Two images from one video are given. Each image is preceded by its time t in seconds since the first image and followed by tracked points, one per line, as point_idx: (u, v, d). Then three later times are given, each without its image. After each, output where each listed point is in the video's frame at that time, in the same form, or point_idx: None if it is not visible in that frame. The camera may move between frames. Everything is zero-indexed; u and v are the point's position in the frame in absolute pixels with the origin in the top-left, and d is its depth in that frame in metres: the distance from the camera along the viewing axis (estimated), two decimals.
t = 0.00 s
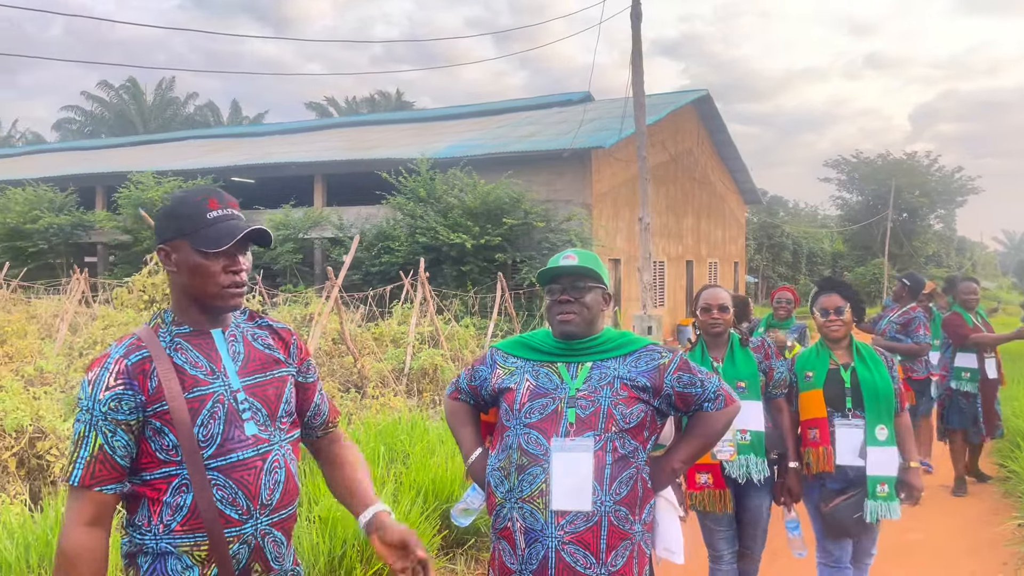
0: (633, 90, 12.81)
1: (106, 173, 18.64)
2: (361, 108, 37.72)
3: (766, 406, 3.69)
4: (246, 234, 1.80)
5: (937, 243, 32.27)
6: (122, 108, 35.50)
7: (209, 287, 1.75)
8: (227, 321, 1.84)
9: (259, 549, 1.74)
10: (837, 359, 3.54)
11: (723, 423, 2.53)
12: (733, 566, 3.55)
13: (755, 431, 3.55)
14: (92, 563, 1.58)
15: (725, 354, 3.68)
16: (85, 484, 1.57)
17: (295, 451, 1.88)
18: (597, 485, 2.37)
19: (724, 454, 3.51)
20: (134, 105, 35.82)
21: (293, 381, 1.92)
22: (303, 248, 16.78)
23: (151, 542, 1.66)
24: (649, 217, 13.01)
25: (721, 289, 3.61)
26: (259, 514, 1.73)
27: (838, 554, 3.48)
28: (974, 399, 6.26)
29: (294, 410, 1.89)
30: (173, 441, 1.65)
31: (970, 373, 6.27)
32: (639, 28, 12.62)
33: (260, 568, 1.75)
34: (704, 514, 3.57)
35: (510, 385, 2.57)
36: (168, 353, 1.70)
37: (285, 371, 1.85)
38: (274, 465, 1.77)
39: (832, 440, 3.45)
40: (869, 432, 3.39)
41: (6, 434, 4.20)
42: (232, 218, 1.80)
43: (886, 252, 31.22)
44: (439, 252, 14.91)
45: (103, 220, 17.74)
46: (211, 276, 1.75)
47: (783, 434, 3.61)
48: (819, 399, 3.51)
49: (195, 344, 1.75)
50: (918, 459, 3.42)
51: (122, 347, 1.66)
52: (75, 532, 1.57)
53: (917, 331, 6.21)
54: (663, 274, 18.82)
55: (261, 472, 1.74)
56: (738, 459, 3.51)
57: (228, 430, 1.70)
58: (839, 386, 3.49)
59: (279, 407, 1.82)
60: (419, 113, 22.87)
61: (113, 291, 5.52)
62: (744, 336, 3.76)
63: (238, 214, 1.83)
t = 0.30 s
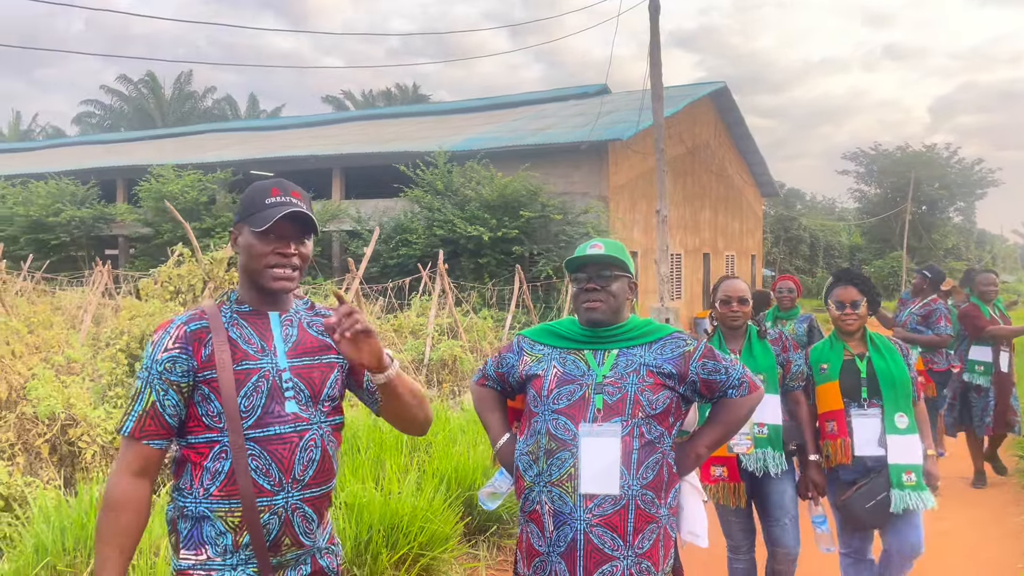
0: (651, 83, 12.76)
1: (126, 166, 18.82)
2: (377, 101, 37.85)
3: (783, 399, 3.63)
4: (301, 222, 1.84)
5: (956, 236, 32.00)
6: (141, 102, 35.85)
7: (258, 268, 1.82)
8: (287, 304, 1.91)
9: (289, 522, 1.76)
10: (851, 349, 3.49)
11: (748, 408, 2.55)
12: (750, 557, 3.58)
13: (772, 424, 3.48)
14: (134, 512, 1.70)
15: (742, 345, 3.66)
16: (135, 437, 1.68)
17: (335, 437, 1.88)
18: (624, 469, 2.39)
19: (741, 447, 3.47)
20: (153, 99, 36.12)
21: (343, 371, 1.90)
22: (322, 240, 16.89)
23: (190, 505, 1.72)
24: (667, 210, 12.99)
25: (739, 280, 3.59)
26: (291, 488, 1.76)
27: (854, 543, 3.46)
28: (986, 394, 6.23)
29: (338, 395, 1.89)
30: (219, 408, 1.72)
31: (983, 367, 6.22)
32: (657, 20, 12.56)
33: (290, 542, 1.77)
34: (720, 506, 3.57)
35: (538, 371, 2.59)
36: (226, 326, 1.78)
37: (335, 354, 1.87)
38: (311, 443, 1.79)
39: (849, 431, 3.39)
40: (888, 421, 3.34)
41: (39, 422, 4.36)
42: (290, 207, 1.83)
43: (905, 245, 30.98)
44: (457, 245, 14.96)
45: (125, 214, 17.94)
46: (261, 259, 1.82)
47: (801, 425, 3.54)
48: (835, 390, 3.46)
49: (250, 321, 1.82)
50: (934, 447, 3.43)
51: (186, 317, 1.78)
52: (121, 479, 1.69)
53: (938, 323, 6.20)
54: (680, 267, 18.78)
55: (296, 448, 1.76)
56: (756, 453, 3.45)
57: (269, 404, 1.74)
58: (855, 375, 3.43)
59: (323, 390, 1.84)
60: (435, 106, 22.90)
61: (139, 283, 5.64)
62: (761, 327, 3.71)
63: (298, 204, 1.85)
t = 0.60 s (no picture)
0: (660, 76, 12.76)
1: (136, 159, 18.89)
2: (384, 94, 37.88)
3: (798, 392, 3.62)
4: (329, 207, 1.86)
5: (964, 230, 31.99)
6: (149, 95, 35.92)
7: (293, 254, 1.87)
8: (325, 290, 1.94)
9: (315, 498, 1.80)
10: (865, 342, 3.50)
11: (766, 395, 2.58)
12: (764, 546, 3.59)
13: (784, 418, 3.46)
14: (183, 480, 1.82)
15: (758, 338, 3.64)
16: (181, 411, 1.81)
17: (367, 420, 1.91)
18: (645, 455, 2.42)
19: (752, 441, 3.48)
20: (160, 92, 36.21)
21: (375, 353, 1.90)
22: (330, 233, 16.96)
23: (226, 477, 1.80)
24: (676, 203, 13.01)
25: (756, 272, 3.61)
26: (316, 464, 1.79)
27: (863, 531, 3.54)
28: (996, 388, 6.21)
29: (371, 376, 1.90)
30: (253, 385, 1.80)
31: (994, 362, 6.16)
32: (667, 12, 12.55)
33: (316, 517, 1.81)
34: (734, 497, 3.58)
35: (559, 358, 2.61)
36: (264, 309, 1.86)
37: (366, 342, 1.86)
38: (339, 423, 1.82)
39: (861, 426, 3.43)
40: (901, 414, 3.37)
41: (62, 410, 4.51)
42: (317, 192, 1.85)
43: (913, 239, 30.95)
44: (465, 238, 15.00)
45: (134, 206, 18.03)
46: (294, 245, 1.86)
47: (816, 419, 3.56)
48: (848, 384, 3.49)
49: (288, 305, 1.88)
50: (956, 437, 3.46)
51: (228, 301, 1.88)
52: (171, 450, 1.82)
53: (950, 315, 6.24)
54: (687, 260, 18.80)
55: (324, 426, 1.80)
56: (766, 446, 3.46)
57: (299, 383, 1.80)
58: (868, 369, 3.46)
59: (354, 372, 1.85)
60: (443, 99, 22.91)
61: (154, 274, 5.80)
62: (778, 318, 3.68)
63: (325, 189, 1.87)
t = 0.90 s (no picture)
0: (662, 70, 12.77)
1: (136, 153, 18.88)
2: (384, 89, 37.89)
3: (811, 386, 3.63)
4: (344, 198, 1.87)
5: (964, 226, 32.11)
6: (148, 89, 35.86)
7: (306, 244, 1.88)
8: (337, 277, 1.95)
9: (336, 483, 1.83)
10: (882, 338, 3.47)
11: (768, 385, 2.59)
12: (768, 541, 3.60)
13: (791, 413, 3.45)
14: (199, 466, 1.83)
15: (767, 333, 3.61)
16: (198, 401, 1.80)
17: (380, 405, 1.94)
18: (650, 444, 2.42)
19: (757, 435, 3.46)
20: (160, 86, 36.18)
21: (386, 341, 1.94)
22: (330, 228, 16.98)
23: (246, 463, 1.80)
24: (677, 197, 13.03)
25: (768, 263, 3.60)
26: (337, 450, 1.82)
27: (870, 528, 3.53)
28: (1005, 382, 6.22)
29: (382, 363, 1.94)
30: (270, 374, 1.80)
31: (1004, 356, 6.19)
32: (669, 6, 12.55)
33: (337, 501, 1.84)
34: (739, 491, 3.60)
35: (563, 349, 2.62)
36: (278, 299, 1.85)
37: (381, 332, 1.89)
38: (357, 408, 1.85)
39: (871, 423, 3.42)
40: (914, 413, 3.34)
41: (67, 401, 4.56)
42: (332, 183, 1.87)
43: (913, 234, 31.07)
44: (466, 233, 15.00)
45: (134, 200, 18.03)
46: (307, 236, 1.87)
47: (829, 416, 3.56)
48: (861, 380, 3.47)
49: (301, 294, 1.88)
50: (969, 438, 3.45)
51: (242, 291, 1.87)
52: (187, 441, 1.81)
53: (951, 308, 6.28)
54: (688, 255, 18.83)
55: (342, 412, 1.82)
56: (772, 441, 3.44)
57: (317, 371, 1.81)
58: (883, 365, 3.43)
59: (368, 359, 1.89)
60: (443, 93, 22.90)
61: (159, 266, 5.83)
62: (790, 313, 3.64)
63: (337, 179, 1.89)
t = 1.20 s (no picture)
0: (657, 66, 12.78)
1: (132, 147, 18.84)
2: (379, 84, 37.87)
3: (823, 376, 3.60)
4: (351, 191, 1.90)
5: (959, 222, 32.28)
6: (143, 83, 35.80)
7: (310, 237, 1.89)
8: (335, 269, 1.98)
9: (336, 472, 1.85)
10: (902, 329, 3.45)
11: (761, 376, 2.62)
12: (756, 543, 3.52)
13: (802, 405, 3.42)
14: (195, 457, 1.82)
15: (775, 324, 3.55)
16: (197, 390, 1.80)
17: (378, 394, 1.96)
18: (643, 435, 2.45)
19: (768, 429, 3.40)
20: (155, 80, 36.11)
21: (382, 332, 1.97)
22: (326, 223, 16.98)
23: (245, 453, 1.81)
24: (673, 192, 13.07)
25: (774, 254, 3.54)
26: (338, 439, 1.84)
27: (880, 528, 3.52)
28: (1008, 377, 6.13)
29: (380, 353, 1.97)
30: (270, 363, 1.81)
31: (1004, 350, 6.20)
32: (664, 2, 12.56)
33: (337, 490, 1.86)
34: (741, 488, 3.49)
35: (557, 342, 2.64)
36: (278, 289, 1.86)
37: (378, 317, 1.93)
38: (356, 398, 1.87)
39: (890, 414, 3.38)
40: (933, 405, 3.33)
41: (63, 393, 4.57)
42: (339, 176, 1.89)
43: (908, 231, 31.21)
44: (462, 228, 15.01)
45: (130, 194, 18.01)
46: (313, 228, 1.88)
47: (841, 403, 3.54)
48: (880, 370, 3.43)
49: (300, 283, 1.90)
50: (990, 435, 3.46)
51: (241, 280, 1.87)
52: (185, 430, 1.81)
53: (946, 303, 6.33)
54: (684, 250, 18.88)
55: (343, 402, 1.85)
56: (782, 435, 3.39)
57: (317, 361, 1.83)
58: (902, 355, 3.41)
59: (366, 349, 1.91)
60: (439, 89, 22.89)
61: (154, 260, 5.84)
62: (797, 303, 3.58)
63: (343, 173, 1.92)
